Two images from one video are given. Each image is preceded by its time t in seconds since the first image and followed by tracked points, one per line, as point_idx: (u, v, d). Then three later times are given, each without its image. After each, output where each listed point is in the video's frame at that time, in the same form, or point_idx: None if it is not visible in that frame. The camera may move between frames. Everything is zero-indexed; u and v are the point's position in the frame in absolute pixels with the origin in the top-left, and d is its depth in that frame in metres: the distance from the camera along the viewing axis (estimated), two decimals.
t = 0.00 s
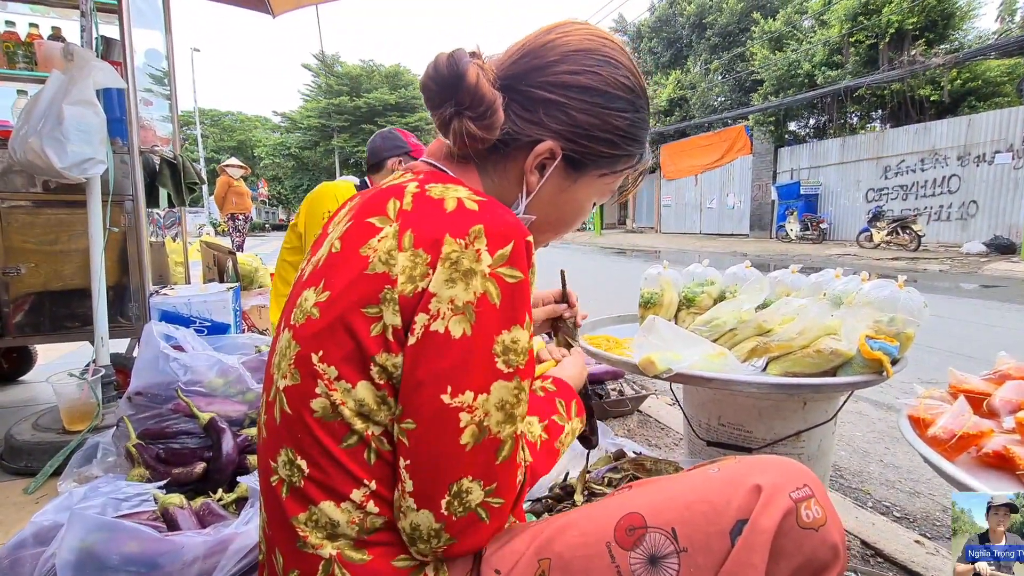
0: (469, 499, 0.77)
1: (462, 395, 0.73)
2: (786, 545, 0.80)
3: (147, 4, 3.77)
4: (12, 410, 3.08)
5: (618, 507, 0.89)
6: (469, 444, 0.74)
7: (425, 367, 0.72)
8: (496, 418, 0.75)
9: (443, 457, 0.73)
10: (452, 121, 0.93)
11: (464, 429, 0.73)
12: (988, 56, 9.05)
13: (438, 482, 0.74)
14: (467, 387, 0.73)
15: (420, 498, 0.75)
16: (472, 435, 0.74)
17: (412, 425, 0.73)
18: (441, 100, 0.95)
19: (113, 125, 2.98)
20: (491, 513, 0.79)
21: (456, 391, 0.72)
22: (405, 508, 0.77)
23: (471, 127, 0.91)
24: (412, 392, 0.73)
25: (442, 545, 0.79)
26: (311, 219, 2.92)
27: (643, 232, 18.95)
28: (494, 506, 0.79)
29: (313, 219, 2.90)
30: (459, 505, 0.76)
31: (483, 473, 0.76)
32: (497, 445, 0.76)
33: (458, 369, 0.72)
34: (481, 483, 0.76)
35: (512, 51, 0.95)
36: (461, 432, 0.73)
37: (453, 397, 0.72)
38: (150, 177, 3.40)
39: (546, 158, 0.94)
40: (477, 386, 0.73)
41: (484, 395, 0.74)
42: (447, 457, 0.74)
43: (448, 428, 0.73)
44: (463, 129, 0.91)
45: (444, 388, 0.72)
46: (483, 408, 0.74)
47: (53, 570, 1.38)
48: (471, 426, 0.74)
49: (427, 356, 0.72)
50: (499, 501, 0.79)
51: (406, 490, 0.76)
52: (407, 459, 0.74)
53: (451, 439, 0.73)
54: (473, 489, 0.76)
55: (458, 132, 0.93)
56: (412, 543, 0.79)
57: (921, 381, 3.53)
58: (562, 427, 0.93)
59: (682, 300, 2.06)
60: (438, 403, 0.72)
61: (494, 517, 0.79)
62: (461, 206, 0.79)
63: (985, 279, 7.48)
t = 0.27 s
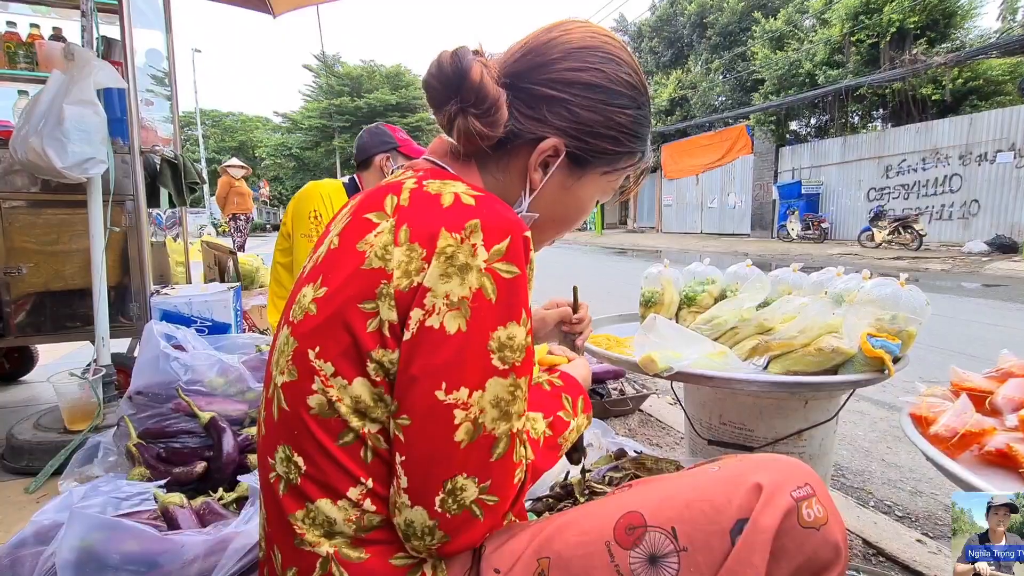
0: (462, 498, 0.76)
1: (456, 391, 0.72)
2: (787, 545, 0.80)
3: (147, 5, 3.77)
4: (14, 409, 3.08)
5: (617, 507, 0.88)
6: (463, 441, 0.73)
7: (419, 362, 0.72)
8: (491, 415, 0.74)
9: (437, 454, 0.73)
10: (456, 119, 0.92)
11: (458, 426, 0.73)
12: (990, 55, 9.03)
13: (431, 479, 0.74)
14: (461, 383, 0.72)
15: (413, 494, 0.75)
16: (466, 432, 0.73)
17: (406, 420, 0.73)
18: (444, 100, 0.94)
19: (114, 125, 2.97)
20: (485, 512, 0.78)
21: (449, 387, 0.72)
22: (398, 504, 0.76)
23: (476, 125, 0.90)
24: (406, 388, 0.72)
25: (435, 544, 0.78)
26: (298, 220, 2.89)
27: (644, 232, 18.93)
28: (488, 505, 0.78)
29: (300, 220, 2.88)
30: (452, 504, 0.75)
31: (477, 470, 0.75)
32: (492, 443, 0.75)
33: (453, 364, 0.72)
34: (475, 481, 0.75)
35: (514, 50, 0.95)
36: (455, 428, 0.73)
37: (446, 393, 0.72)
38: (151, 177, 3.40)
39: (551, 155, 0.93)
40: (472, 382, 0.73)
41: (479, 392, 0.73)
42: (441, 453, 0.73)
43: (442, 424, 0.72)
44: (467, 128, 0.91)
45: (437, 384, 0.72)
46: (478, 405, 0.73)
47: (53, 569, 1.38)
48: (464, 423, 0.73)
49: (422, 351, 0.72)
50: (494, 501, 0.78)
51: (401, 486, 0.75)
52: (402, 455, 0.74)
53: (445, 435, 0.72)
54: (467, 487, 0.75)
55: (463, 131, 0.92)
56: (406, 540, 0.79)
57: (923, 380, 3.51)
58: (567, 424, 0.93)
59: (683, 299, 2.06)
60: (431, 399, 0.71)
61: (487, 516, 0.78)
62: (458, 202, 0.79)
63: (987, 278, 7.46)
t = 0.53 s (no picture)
0: (461, 492, 0.75)
1: (456, 385, 0.72)
2: (786, 543, 0.79)
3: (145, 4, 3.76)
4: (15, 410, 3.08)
5: (616, 505, 0.88)
6: (462, 435, 0.73)
7: (420, 356, 0.71)
8: (490, 409, 0.74)
9: (437, 450, 0.72)
10: (457, 119, 0.91)
11: (457, 421, 0.72)
12: (991, 51, 9.00)
13: (430, 473, 0.73)
14: (461, 377, 0.72)
15: (412, 488, 0.74)
16: (465, 426, 0.73)
17: (407, 415, 0.72)
18: (443, 101, 0.93)
19: (112, 125, 2.97)
20: (483, 507, 0.77)
21: (449, 380, 0.71)
22: (397, 498, 0.76)
23: (476, 123, 0.89)
24: (407, 382, 0.72)
25: (433, 537, 0.77)
26: (296, 221, 2.88)
27: (645, 230, 18.93)
28: (486, 500, 0.77)
29: (298, 221, 2.87)
30: (450, 498, 0.75)
31: (476, 465, 0.74)
32: (491, 438, 0.75)
33: (453, 358, 0.71)
34: (474, 475, 0.75)
35: (509, 46, 0.94)
36: (454, 423, 0.72)
37: (446, 386, 0.71)
38: (150, 177, 3.40)
39: (555, 148, 0.93)
40: (472, 375, 0.72)
41: (479, 386, 0.73)
42: (441, 447, 0.72)
43: (443, 418, 0.72)
44: (469, 126, 0.90)
45: (437, 378, 0.71)
46: (477, 399, 0.73)
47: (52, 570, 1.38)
48: (464, 417, 0.72)
49: (423, 344, 0.71)
50: (492, 495, 0.77)
51: (401, 481, 0.75)
52: (401, 450, 0.73)
53: (446, 429, 0.72)
54: (466, 481, 0.75)
55: (464, 131, 0.91)
56: (403, 534, 0.78)
57: (924, 377, 3.50)
58: (572, 413, 0.92)
59: (683, 296, 2.05)
60: (432, 393, 0.71)
61: (486, 510, 0.77)
62: (460, 196, 0.79)
63: (988, 274, 7.45)
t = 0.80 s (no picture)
0: (451, 490, 0.73)
1: (444, 374, 0.69)
2: (781, 533, 0.77)
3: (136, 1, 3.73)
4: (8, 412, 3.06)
5: (607, 499, 0.85)
6: (452, 429, 0.70)
7: (407, 345, 0.68)
8: (482, 403, 0.72)
9: (425, 443, 0.70)
10: (443, 98, 0.89)
11: (447, 413, 0.70)
12: (988, 44, 8.97)
13: (419, 467, 0.70)
14: (450, 366, 0.69)
15: (400, 485, 0.71)
16: (455, 419, 0.70)
17: (394, 408, 0.69)
18: (428, 80, 0.92)
19: (102, 123, 2.94)
20: (473, 500, 0.76)
21: (437, 370, 0.69)
22: (382, 497, 0.73)
23: (461, 100, 0.87)
24: (393, 372, 0.69)
25: (422, 540, 0.76)
26: (276, 218, 2.87)
27: (643, 228, 18.91)
28: (475, 493, 0.75)
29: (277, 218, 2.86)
30: (440, 497, 0.73)
31: (466, 459, 0.72)
32: (483, 431, 0.73)
33: (440, 347, 0.69)
34: (465, 473, 0.73)
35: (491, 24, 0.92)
36: (444, 415, 0.70)
37: (434, 376, 0.69)
38: (142, 176, 3.37)
39: (543, 123, 0.90)
40: (461, 366, 0.70)
41: (468, 376, 0.70)
42: (429, 440, 0.70)
43: (432, 410, 0.69)
44: (453, 105, 0.88)
45: (426, 367, 0.69)
46: (468, 391, 0.71)
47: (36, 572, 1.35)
48: (453, 409, 0.70)
49: (410, 332, 0.68)
50: (482, 488, 0.76)
51: (387, 477, 0.72)
52: (386, 443, 0.71)
53: (432, 421, 0.69)
54: (456, 479, 0.73)
55: (450, 110, 0.89)
56: (392, 535, 0.75)
57: (924, 371, 3.48)
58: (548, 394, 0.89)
59: (679, 290, 2.03)
60: (420, 383, 0.68)
61: (475, 503, 0.76)
62: (448, 180, 0.76)
63: (988, 269, 7.43)
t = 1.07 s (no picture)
0: (441, 491, 0.71)
1: (427, 373, 0.67)
2: (759, 536, 0.76)
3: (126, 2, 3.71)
4: None
5: (586, 500, 0.84)
6: (437, 429, 0.69)
7: (382, 344, 0.67)
8: (467, 400, 0.70)
9: (406, 445, 0.68)
10: (412, 93, 0.88)
11: (431, 412, 0.68)
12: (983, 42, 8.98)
13: (402, 469, 0.68)
14: (431, 364, 0.67)
15: (384, 491, 0.69)
16: (440, 419, 0.68)
17: (371, 410, 0.67)
18: (396, 74, 0.90)
19: (90, 124, 2.92)
20: (460, 499, 0.74)
21: (420, 368, 0.67)
22: (367, 505, 0.70)
23: (431, 94, 0.86)
24: (369, 373, 0.67)
25: (413, 544, 0.73)
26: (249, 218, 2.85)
27: (640, 227, 18.91)
28: (462, 491, 0.74)
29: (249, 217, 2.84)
30: (430, 498, 0.71)
31: (452, 458, 0.71)
32: (468, 429, 0.71)
33: (420, 346, 0.67)
34: (453, 472, 0.72)
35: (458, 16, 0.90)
36: (428, 415, 0.68)
37: (417, 374, 0.67)
38: (132, 177, 3.35)
39: (516, 114, 0.89)
40: (442, 364, 0.68)
41: (451, 374, 0.68)
42: (411, 442, 0.68)
43: (414, 410, 0.67)
44: (423, 99, 0.87)
45: (406, 366, 0.67)
46: (451, 388, 0.69)
47: None
48: (438, 409, 0.68)
49: (385, 332, 0.67)
50: (469, 484, 0.74)
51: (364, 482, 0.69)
52: (367, 451, 0.68)
53: (415, 423, 0.67)
54: (445, 479, 0.71)
55: (421, 105, 0.88)
56: (380, 545, 0.73)
57: (919, 368, 3.48)
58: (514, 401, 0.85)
59: (670, 289, 2.02)
60: (400, 382, 0.66)
61: (464, 500, 0.75)
62: (420, 175, 0.75)
63: (983, 266, 7.44)
